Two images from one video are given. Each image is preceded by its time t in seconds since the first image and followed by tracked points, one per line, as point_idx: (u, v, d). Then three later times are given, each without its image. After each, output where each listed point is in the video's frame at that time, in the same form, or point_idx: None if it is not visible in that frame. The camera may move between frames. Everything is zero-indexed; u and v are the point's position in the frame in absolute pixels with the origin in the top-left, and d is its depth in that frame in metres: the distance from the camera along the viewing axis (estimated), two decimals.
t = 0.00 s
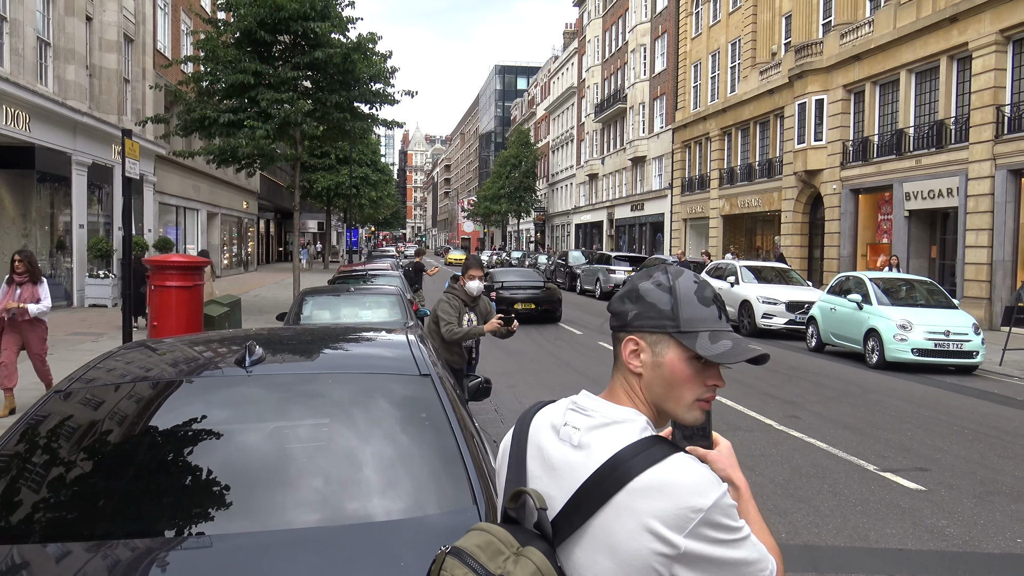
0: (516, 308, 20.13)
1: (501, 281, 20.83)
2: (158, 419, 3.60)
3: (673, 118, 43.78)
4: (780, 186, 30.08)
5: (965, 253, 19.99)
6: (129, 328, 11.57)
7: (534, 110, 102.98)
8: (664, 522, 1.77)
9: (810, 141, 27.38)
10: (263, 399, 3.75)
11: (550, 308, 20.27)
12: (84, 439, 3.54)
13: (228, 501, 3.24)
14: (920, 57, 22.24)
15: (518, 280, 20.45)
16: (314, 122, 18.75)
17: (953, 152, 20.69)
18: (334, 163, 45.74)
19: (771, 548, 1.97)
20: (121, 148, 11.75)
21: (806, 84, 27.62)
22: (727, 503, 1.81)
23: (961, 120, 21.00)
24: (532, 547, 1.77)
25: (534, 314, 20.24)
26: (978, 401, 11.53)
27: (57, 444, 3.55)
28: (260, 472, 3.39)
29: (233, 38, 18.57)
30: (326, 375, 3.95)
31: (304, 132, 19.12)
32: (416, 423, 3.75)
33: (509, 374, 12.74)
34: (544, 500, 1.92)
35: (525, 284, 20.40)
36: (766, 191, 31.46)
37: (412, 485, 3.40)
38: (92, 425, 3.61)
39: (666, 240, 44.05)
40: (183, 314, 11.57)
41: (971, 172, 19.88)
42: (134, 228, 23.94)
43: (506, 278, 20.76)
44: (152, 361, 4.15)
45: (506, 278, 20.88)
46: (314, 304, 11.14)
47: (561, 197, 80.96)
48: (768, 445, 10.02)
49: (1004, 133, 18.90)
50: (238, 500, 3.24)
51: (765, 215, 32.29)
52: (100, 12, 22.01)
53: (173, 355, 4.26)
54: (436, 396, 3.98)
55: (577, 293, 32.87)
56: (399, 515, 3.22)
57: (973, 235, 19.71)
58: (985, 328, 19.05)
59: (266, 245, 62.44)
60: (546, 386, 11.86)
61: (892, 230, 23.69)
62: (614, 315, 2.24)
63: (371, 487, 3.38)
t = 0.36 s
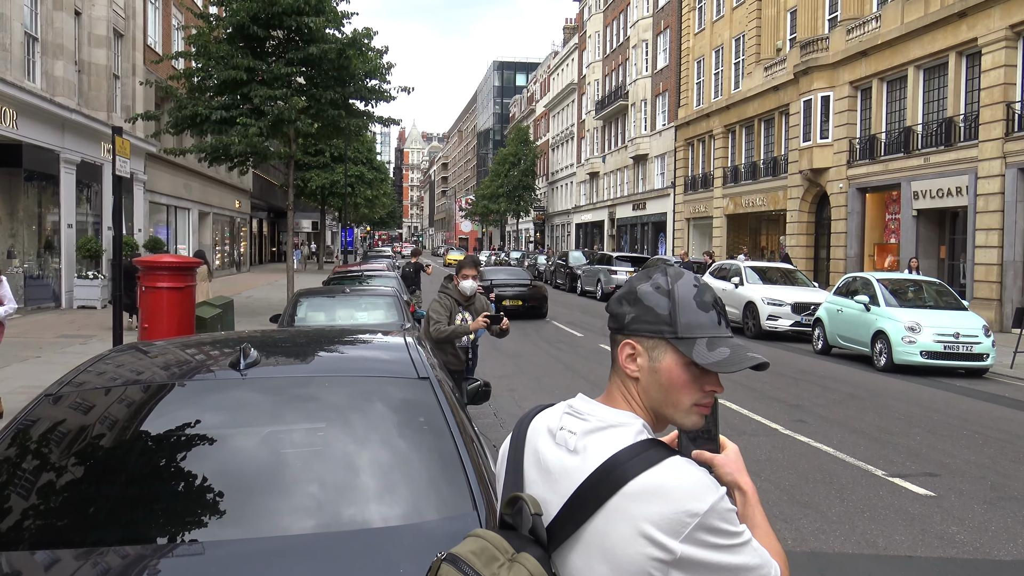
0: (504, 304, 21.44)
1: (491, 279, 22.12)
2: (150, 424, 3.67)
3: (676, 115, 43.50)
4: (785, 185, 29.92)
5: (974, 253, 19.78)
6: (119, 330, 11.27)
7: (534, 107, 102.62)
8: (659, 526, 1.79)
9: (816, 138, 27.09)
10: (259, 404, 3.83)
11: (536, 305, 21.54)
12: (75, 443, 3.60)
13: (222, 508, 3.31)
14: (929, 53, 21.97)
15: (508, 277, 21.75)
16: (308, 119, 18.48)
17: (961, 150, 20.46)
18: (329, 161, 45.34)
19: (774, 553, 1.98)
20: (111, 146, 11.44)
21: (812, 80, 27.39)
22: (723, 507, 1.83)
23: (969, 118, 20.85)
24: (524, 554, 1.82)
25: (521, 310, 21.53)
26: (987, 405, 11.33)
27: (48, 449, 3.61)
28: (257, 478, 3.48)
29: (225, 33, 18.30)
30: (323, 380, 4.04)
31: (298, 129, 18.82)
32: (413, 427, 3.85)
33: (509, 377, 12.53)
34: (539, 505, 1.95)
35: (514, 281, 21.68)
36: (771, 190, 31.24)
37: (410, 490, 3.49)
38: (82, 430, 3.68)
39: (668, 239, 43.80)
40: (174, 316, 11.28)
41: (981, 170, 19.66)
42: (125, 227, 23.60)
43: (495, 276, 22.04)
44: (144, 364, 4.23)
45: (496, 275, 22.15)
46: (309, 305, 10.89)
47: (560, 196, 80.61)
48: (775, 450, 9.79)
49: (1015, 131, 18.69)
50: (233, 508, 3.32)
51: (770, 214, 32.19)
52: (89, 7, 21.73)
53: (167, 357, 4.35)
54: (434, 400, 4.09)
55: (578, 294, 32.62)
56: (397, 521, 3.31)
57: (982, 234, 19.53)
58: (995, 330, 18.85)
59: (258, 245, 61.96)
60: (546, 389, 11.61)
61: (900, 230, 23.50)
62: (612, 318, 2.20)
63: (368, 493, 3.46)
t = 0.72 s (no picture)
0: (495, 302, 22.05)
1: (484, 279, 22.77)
2: (138, 435, 3.74)
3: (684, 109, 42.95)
4: (798, 181, 29.60)
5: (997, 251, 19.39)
6: (105, 337, 10.84)
7: (537, 102, 101.82)
8: (667, 541, 1.77)
9: (831, 133, 26.54)
10: (251, 413, 3.90)
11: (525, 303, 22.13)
12: (60, 456, 3.66)
13: (214, 521, 3.34)
14: (949, 43, 21.37)
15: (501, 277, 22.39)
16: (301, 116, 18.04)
17: (982, 144, 20.03)
18: (323, 159, 44.71)
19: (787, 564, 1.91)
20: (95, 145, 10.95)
21: (825, 72, 26.82)
22: (734, 516, 1.80)
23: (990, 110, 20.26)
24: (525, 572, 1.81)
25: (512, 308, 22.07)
26: (1011, 409, 10.90)
27: (32, 461, 3.66)
28: (251, 489, 3.52)
29: (214, 27, 17.89)
30: (317, 388, 4.13)
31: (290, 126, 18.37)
32: (412, 437, 3.90)
33: (512, 383, 12.10)
34: (541, 519, 1.93)
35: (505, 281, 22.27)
36: (784, 187, 30.78)
37: (409, 501, 3.52)
38: (68, 441, 3.74)
39: (678, 239, 43.35)
40: (163, 321, 10.83)
41: (1003, 165, 19.16)
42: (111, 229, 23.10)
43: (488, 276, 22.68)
44: (133, 372, 4.34)
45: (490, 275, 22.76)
46: (303, 309, 10.46)
47: (564, 194, 80.00)
48: (789, 458, 9.37)
49: None
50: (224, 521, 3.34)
51: (783, 212, 31.89)
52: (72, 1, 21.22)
53: (154, 365, 4.47)
54: (431, 406, 4.16)
55: (583, 297, 32.15)
56: (397, 533, 3.33)
57: (1005, 232, 19.12)
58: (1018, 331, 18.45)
59: (249, 247, 61.31)
60: (552, 396, 11.18)
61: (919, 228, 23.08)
62: (616, 320, 2.12)
63: (365, 506, 3.49)
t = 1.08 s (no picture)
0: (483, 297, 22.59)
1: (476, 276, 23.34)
2: (120, 441, 3.64)
3: (690, 101, 42.34)
4: (810, 174, 28.77)
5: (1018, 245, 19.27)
6: (87, 338, 10.37)
7: (537, 94, 100.89)
8: (670, 551, 1.73)
9: (844, 124, 25.96)
10: (241, 418, 3.81)
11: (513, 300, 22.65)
12: (41, 463, 3.57)
13: (201, 531, 3.28)
14: (967, 30, 21.12)
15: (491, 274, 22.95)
16: (290, 108, 17.64)
17: (1003, 135, 19.84)
18: (313, 153, 43.90)
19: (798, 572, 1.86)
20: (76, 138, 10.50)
21: (839, 61, 26.26)
22: (740, 525, 1.76)
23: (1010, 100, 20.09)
24: None
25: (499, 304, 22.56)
26: None
27: (13, 467, 3.58)
28: (240, 497, 3.44)
29: (199, 15, 17.44)
30: (306, 391, 4.02)
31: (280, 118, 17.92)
32: (408, 441, 3.82)
33: (512, 386, 11.67)
34: (538, 528, 1.89)
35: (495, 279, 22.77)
36: (795, 181, 30.04)
37: (404, 510, 3.44)
38: (48, 447, 3.65)
39: (684, 235, 42.76)
40: (147, 323, 10.36)
41: None
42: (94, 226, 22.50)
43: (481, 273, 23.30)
44: (115, 374, 4.22)
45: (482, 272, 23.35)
46: (293, 309, 10.02)
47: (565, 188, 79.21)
48: (800, 463, 8.94)
49: None
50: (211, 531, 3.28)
51: (795, 207, 30.61)
52: None
53: (138, 367, 4.34)
54: (430, 410, 4.08)
55: (587, 295, 31.74)
56: (392, 543, 3.27)
57: None
58: None
59: (237, 245, 60.52)
60: (553, 399, 10.74)
61: (936, 224, 22.61)
62: (632, 315, 2.00)
63: (358, 514, 3.42)
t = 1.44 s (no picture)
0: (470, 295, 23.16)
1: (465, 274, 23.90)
2: (102, 446, 3.58)
3: (699, 90, 41.52)
4: (824, 167, 28.56)
5: None
6: (67, 339, 9.90)
7: (539, 83, 99.59)
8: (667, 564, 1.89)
9: (860, 114, 25.58)
10: (229, 422, 3.78)
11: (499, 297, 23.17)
12: (18, 469, 3.48)
13: (187, 539, 3.22)
14: (987, 16, 21.10)
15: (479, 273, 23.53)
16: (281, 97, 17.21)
17: None
18: (304, 144, 43.01)
19: None
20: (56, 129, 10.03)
21: (854, 48, 25.93)
22: (748, 539, 1.90)
23: None
24: None
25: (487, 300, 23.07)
26: None
27: None
28: (230, 506, 3.39)
29: (184, 3, 17.05)
30: (297, 395, 4.01)
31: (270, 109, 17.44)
32: (403, 446, 3.79)
33: (512, 388, 11.25)
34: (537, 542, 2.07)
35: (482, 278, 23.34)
36: (809, 173, 29.78)
37: (399, 518, 3.39)
38: (27, 452, 3.56)
39: (692, 231, 42.00)
40: (130, 324, 9.91)
41: None
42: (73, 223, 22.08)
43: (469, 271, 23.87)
44: (97, 378, 4.21)
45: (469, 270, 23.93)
46: (283, 308, 9.58)
47: (568, 182, 78.13)
48: (815, 469, 8.53)
49: None
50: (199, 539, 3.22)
51: (807, 201, 30.92)
52: None
53: (120, 370, 4.36)
54: (426, 413, 4.05)
55: (590, 294, 31.25)
56: (386, 551, 3.22)
57: None
58: None
59: (224, 240, 59.66)
60: (556, 402, 10.36)
61: (956, 218, 22.26)
62: (704, 326, 2.34)
63: (352, 522, 3.37)
